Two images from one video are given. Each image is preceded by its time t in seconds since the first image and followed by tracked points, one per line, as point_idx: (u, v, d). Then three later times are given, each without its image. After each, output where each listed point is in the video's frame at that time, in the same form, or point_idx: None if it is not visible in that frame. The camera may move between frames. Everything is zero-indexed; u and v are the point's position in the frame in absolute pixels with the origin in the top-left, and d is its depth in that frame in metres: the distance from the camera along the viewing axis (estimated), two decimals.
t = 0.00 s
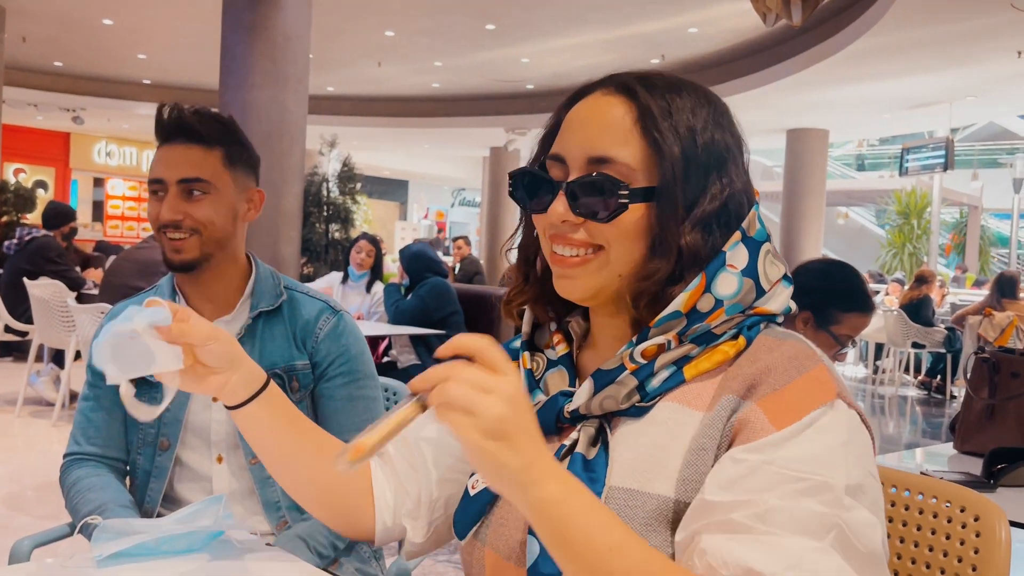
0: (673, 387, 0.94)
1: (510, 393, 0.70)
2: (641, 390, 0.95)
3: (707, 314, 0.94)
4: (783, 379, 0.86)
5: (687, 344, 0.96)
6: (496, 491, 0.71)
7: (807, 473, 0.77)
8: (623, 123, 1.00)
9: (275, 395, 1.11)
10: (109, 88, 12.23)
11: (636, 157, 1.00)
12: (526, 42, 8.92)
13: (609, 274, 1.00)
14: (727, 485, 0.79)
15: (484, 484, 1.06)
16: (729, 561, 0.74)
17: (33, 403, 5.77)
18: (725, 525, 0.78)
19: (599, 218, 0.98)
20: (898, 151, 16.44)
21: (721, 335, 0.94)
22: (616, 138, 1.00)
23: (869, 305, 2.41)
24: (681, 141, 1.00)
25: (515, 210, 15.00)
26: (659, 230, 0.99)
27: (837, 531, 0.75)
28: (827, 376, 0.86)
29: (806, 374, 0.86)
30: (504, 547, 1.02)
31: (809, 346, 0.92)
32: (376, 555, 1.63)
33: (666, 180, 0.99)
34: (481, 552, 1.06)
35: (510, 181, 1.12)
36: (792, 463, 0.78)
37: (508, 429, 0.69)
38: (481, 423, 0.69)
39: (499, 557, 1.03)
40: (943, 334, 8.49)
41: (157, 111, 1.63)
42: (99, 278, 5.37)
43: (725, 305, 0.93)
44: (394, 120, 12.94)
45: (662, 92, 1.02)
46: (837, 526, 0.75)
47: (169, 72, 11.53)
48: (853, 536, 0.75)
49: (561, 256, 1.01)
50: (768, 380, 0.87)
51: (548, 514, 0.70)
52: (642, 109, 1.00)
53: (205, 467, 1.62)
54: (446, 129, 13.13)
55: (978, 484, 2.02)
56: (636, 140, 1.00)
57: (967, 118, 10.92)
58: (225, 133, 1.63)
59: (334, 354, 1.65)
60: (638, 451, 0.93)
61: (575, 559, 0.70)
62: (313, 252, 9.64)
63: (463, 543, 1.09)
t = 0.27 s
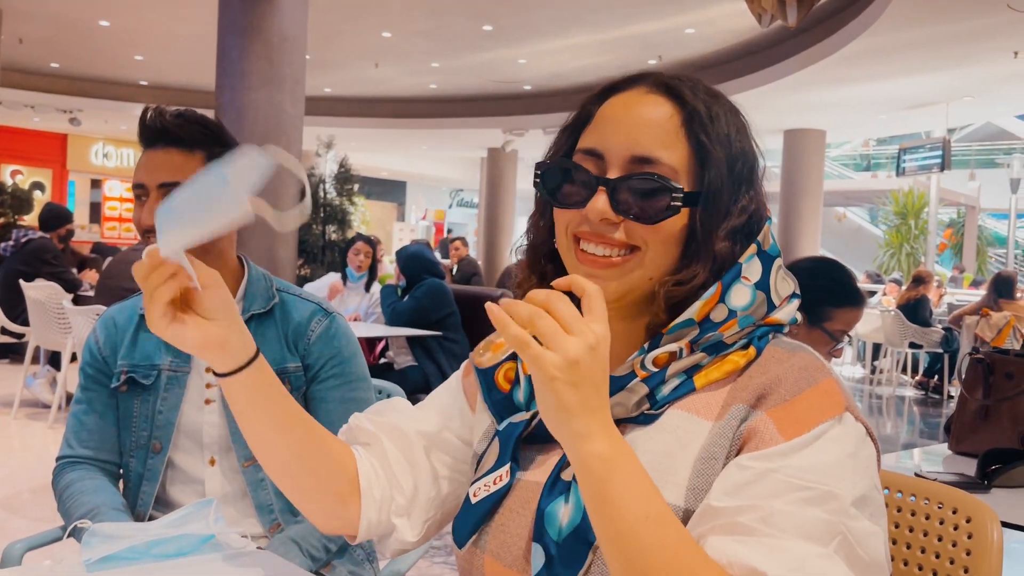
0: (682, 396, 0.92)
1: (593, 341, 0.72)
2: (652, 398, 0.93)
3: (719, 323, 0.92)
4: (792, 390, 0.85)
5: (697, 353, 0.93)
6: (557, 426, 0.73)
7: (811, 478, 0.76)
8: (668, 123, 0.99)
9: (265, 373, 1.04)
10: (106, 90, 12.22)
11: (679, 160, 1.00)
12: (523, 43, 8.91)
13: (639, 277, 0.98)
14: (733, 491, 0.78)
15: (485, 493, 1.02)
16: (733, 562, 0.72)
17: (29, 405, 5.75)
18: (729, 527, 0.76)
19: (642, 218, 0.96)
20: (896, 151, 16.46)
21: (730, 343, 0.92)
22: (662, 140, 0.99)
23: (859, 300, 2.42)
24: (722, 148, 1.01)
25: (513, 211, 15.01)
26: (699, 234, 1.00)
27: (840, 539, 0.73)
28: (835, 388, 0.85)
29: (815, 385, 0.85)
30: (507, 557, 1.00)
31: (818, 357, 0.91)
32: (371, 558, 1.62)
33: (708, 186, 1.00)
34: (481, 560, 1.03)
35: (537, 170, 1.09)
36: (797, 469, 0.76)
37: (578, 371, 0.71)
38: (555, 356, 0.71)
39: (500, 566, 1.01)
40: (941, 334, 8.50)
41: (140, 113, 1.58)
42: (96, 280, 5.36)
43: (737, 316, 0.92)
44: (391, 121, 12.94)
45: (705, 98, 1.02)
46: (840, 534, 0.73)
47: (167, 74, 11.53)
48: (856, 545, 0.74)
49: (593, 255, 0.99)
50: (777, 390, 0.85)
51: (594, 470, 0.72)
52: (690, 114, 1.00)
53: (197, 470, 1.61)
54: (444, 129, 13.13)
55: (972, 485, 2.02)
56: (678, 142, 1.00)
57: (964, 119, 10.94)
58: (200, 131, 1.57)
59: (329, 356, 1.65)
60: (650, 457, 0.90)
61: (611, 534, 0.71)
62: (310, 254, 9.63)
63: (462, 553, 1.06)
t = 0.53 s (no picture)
0: (689, 401, 0.91)
1: (599, 325, 0.74)
2: (658, 404, 0.93)
3: (734, 337, 0.92)
4: (799, 398, 0.84)
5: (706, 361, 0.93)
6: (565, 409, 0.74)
7: (813, 483, 0.75)
8: (712, 130, 0.97)
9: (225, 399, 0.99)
10: (103, 91, 12.20)
11: (715, 170, 0.98)
12: (521, 43, 8.90)
13: (664, 286, 0.97)
14: (735, 495, 0.78)
15: (486, 497, 1.01)
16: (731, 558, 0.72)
17: (25, 408, 5.74)
18: (731, 528, 0.76)
19: (676, 228, 0.95)
20: (893, 151, 16.48)
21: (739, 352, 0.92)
22: (703, 150, 0.97)
23: (854, 299, 2.42)
24: (762, 165, 1.00)
25: (510, 212, 15.00)
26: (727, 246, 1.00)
27: (842, 541, 0.72)
28: (843, 398, 0.84)
29: (822, 394, 0.84)
30: (507, 561, 0.99)
31: (827, 366, 0.91)
32: (368, 561, 1.62)
33: (749, 199, 0.99)
34: (482, 563, 1.03)
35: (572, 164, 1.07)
36: (798, 473, 0.76)
37: (586, 357, 0.73)
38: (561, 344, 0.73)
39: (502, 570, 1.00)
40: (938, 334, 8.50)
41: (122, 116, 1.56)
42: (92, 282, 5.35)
43: (753, 332, 0.91)
44: (389, 122, 12.94)
45: (751, 111, 1.01)
46: (842, 536, 0.72)
47: (163, 74, 11.51)
48: (859, 549, 0.73)
49: (618, 260, 0.97)
50: (784, 398, 0.85)
51: (602, 457, 0.72)
52: (733, 123, 0.98)
53: (192, 473, 1.61)
54: (441, 130, 13.11)
55: (970, 486, 2.01)
56: (720, 152, 0.98)
57: (961, 119, 10.94)
58: (186, 132, 1.57)
59: (323, 359, 1.65)
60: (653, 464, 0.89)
61: (616, 519, 0.71)
62: (307, 255, 9.62)
63: (462, 556, 1.06)
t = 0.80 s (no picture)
0: (688, 395, 0.90)
1: (583, 300, 0.74)
2: (657, 398, 0.91)
3: (732, 333, 0.91)
4: (793, 383, 0.84)
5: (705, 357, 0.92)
6: (560, 389, 0.75)
7: (803, 461, 0.75)
8: (647, 120, 0.98)
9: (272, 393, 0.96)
10: (100, 92, 12.18)
11: (659, 156, 0.98)
12: (518, 43, 8.89)
13: (623, 277, 0.96)
14: (726, 476, 0.77)
15: (486, 499, 1.00)
16: (715, 527, 0.73)
17: (22, 409, 5.73)
18: (723, 506, 0.76)
19: (617, 215, 0.94)
20: (890, 151, 16.50)
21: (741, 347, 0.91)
22: (641, 138, 0.98)
23: (851, 300, 2.43)
24: (708, 144, 1.00)
25: (508, 212, 15.00)
26: (688, 230, 0.99)
27: (834, 516, 0.73)
28: (839, 383, 0.85)
29: (817, 379, 0.84)
30: (506, 559, 1.00)
31: (823, 356, 0.91)
32: (365, 562, 1.61)
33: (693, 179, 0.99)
34: (483, 563, 1.03)
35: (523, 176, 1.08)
36: (788, 453, 0.76)
37: (575, 332, 0.73)
38: (549, 322, 0.73)
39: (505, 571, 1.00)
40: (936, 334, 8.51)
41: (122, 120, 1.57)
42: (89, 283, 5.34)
43: (749, 327, 0.90)
44: (386, 123, 12.94)
45: (687, 94, 1.02)
46: (833, 511, 0.73)
47: (161, 76, 11.50)
48: (852, 525, 0.73)
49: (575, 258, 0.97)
50: (780, 384, 0.85)
51: (595, 435, 0.73)
52: (671, 110, 0.99)
53: (187, 474, 1.60)
54: (438, 131, 13.10)
55: (968, 486, 2.01)
56: (659, 138, 0.99)
57: (958, 119, 10.96)
58: (185, 133, 1.54)
59: (317, 359, 1.64)
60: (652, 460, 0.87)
61: (610, 490, 0.71)
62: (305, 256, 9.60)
63: (463, 556, 1.06)
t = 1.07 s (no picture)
0: (684, 387, 0.90)
1: (568, 290, 0.75)
2: (652, 391, 0.91)
3: (720, 319, 0.91)
4: (787, 369, 0.84)
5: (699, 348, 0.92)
6: (553, 382, 0.74)
7: (797, 445, 0.75)
8: (609, 115, 1.01)
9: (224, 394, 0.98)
10: (97, 92, 12.18)
11: (625, 146, 1.00)
12: (516, 43, 8.89)
13: (609, 265, 0.97)
14: (721, 463, 0.78)
15: (485, 497, 0.99)
16: (709, 511, 0.73)
17: (20, 410, 5.72)
18: (719, 492, 0.76)
19: (590, 204, 0.95)
20: (887, 152, 16.53)
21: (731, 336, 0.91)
22: (602, 130, 1.00)
23: (850, 300, 2.44)
24: (669, 129, 1.02)
25: (506, 213, 15.00)
26: (657, 213, 0.99)
27: (828, 497, 0.73)
28: (831, 369, 0.84)
29: (809, 366, 0.84)
30: (507, 557, 1.00)
31: (815, 346, 0.90)
32: (364, 562, 1.61)
33: (654, 161, 1.00)
34: (483, 563, 1.03)
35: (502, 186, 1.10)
36: (780, 438, 0.76)
37: (561, 322, 0.73)
38: (535, 314, 0.73)
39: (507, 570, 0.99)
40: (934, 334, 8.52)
41: (146, 114, 1.62)
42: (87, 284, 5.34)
43: (737, 311, 0.91)
44: (384, 124, 12.93)
45: (643, 84, 1.04)
46: (828, 492, 0.73)
47: (158, 76, 11.49)
48: (849, 507, 0.73)
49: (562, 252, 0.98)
50: (772, 370, 0.85)
51: (590, 425, 0.72)
52: (627, 99, 1.02)
53: (185, 473, 1.60)
54: (436, 131, 13.10)
55: (967, 485, 2.02)
56: (623, 128, 1.00)
57: (955, 120, 10.98)
58: (204, 133, 1.61)
59: (315, 359, 1.64)
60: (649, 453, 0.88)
61: (607, 481, 0.71)
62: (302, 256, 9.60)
63: (463, 556, 1.05)
